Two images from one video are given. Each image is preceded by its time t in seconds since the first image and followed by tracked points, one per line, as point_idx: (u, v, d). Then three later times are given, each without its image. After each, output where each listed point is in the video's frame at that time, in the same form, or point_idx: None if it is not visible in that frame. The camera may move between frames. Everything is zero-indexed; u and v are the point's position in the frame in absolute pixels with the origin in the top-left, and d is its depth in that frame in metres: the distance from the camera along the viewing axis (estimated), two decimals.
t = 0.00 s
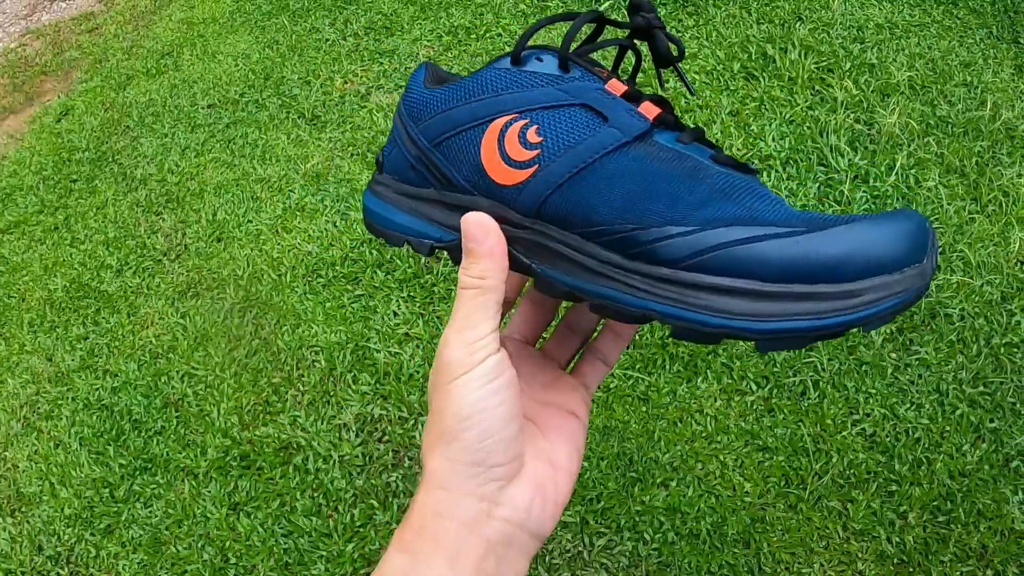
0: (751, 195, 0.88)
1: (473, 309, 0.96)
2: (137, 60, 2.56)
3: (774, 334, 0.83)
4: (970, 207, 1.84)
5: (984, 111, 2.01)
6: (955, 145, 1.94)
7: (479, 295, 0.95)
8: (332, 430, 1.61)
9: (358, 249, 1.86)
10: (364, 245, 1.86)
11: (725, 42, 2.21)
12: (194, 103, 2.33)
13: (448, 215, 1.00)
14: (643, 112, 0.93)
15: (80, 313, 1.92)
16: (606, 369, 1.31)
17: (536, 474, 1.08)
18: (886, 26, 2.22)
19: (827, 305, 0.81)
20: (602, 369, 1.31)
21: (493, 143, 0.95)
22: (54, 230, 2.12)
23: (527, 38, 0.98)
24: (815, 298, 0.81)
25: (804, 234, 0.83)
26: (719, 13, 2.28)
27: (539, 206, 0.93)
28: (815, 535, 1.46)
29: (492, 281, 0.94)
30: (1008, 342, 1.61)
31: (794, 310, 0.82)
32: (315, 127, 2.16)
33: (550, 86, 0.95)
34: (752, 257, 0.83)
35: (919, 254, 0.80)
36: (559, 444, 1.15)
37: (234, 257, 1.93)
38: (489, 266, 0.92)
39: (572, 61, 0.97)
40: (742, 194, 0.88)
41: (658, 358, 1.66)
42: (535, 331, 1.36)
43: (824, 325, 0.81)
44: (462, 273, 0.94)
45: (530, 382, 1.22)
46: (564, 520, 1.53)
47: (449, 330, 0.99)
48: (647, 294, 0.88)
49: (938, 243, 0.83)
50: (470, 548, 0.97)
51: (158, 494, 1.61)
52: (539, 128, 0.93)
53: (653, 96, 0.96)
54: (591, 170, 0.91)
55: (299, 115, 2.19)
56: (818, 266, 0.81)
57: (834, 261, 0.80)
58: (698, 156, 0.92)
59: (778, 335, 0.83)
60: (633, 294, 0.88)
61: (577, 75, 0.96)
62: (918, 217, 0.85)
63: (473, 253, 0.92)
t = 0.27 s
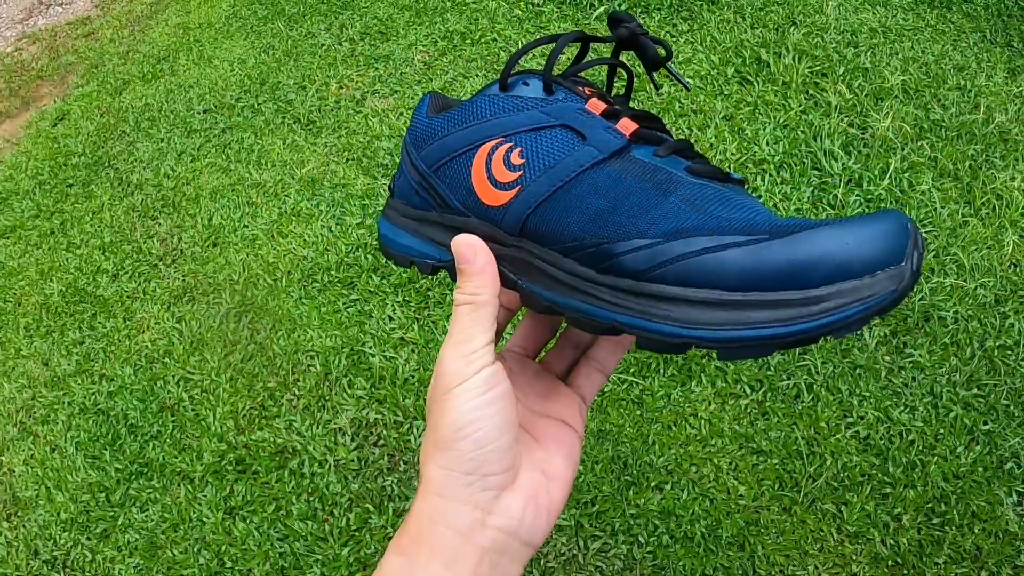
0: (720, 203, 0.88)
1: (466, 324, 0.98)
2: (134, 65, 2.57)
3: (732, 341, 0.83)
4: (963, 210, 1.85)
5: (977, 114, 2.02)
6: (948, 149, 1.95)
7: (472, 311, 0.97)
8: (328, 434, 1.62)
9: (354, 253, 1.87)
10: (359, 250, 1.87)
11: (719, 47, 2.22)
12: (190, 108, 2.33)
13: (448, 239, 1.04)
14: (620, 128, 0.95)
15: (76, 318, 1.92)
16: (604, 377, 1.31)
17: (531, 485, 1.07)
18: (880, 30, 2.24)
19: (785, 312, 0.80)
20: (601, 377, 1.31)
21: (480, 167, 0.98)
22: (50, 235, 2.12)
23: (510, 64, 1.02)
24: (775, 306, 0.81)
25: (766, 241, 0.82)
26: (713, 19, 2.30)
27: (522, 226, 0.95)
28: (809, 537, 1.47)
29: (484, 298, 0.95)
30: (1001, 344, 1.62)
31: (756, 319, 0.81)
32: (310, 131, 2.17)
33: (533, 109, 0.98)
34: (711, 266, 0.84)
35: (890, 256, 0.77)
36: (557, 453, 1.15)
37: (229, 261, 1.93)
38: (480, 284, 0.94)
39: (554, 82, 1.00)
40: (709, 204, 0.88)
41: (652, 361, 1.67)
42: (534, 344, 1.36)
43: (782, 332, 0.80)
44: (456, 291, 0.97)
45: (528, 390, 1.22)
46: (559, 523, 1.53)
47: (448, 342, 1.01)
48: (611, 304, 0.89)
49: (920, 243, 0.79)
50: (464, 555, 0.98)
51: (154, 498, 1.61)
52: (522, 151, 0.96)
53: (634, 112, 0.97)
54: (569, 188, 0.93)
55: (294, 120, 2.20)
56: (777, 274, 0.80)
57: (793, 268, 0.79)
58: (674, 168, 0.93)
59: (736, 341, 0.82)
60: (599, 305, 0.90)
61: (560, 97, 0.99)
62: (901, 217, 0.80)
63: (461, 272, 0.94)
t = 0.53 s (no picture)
0: (675, 216, 0.85)
1: (445, 333, 0.99)
2: (130, 70, 2.57)
3: (670, 368, 0.80)
4: (958, 215, 1.85)
5: (972, 119, 2.03)
6: (943, 154, 1.96)
7: (450, 319, 0.98)
8: (324, 440, 1.61)
9: (350, 259, 1.87)
10: (355, 255, 1.87)
11: (714, 53, 2.22)
12: (186, 113, 2.33)
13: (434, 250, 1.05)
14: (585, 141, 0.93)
15: (72, 323, 1.92)
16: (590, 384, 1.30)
17: (516, 494, 1.06)
18: (874, 36, 2.25)
19: (726, 339, 0.77)
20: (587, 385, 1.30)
21: (455, 182, 0.99)
22: (46, 240, 2.12)
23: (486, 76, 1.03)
24: (717, 332, 0.77)
25: (713, 261, 0.78)
26: (709, 24, 2.30)
27: (487, 241, 0.95)
28: (806, 542, 1.46)
29: (461, 307, 0.96)
30: (996, 349, 1.63)
31: (694, 343, 0.78)
32: (307, 137, 2.17)
33: (504, 123, 0.98)
34: (654, 288, 0.81)
35: (840, 282, 0.72)
36: (540, 460, 1.14)
37: (225, 267, 1.93)
38: (455, 292, 0.95)
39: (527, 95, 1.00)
40: (663, 219, 0.84)
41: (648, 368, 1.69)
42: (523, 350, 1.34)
43: (724, 359, 0.77)
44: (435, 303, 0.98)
45: (512, 397, 1.22)
46: (555, 529, 1.53)
47: (428, 351, 1.02)
48: (558, 323, 0.88)
49: (882, 267, 0.73)
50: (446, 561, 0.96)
51: (150, 504, 1.60)
52: (491, 165, 0.96)
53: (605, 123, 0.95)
54: (529, 202, 0.92)
55: (290, 126, 2.20)
56: (717, 298, 0.77)
57: (736, 291, 0.76)
58: (635, 180, 0.90)
59: (675, 367, 0.80)
60: (547, 324, 0.89)
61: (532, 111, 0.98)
62: (866, 237, 0.75)
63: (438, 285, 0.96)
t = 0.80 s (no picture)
0: (625, 209, 0.85)
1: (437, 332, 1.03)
2: (126, 75, 2.57)
3: (608, 361, 0.81)
4: (953, 221, 1.86)
5: (966, 126, 2.03)
6: (938, 160, 1.97)
7: (443, 317, 1.02)
8: (320, 447, 1.61)
9: (346, 265, 1.87)
10: (352, 262, 1.87)
11: (710, 60, 2.23)
12: (183, 119, 2.33)
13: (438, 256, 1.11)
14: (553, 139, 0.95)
15: (67, 329, 1.91)
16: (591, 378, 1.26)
17: (513, 489, 1.05)
18: (869, 43, 2.26)
19: (669, 331, 0.76)
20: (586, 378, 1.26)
21: (442, 186, 1.04)
22: (42, 245, 2.12)
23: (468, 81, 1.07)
24: (661, 324, 0.77)
25: (656, 254, 0.78)
26: (704, 31, 2.31)
27: (467, 243, 0.99)
28: (802, 548, 1.47)
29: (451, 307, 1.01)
30: (992, 355, 1.63)
31: (625, 337, 0.80)
32: (303, 143, 2.17)
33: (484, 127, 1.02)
34: (601, 283, 0.82)
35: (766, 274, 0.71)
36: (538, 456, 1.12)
37: (222, 273, 1.93)
38: (443, 290, 1.01)
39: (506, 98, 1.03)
40: (612, 212, 0.85)
41: (645, 374, 1.68)
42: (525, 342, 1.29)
43: (668, 350, 0.77)
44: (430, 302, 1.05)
45: (510, 394, 1.20)
46: (552, 536, 1.53)
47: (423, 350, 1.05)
48: (520, 324, 0.91)
49: (830, 250, 0.70)
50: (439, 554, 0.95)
51: (145, 511, 1.60)
52: (469, 169, 1.00)
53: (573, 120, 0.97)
54: (501, 201, 0.94)
55: (287, 132, 2.20)
56: (645, 291, 0.78)
57: (677, 283, 0.76)
58: (595, 174, 0.90)
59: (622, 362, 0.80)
60: (504, 320, 0.93)
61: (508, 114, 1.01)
62: (814, 221, 0.72)
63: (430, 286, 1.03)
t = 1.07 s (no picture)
0: (607, 211, 0.85)
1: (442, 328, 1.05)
2: (122, 78, 2.57)
3: (576, 359, 0.83)
4: (948, 227, 1.86)
5: (961, 132, 2.04)
6: (933, 167, 1.97)
7: (448, 314, 1.05)
8: (315, 451, 1.61)
9: (342, 270, 1.87)
10: (347, 266, 1.87)
11: (706, 66, 2.24)
12: (179, 122, 2.33)
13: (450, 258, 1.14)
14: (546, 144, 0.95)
15: (62, 332, 1.91)
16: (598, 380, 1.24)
17: (514, 483, 1.04)
18: (865, 50, 2.27)
19: (636, 330, 0.77)
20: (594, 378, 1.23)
21: (450, 191, 1.06)
22: (36, 248, 2.11)
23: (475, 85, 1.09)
24: (631, 324, 0.78)
25: (628, 255, 0.79)
26: (700, 37, 2.32)
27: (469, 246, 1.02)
28: (798, 554, 1.47)
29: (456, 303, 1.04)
30: (987, 360, 1.64)
31: (594, 336, 0.81)
32: (299, 147, 2.17)
33: (486, 132, 1.03)
34: (575, 283, 0.83)
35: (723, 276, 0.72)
36: (538, 453, 1.11)
37: (217, 277, 1.93)
38: (448, 289, 1.05)
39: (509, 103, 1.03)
40: (595, 214, 0.86)
41: (640, 380, 1.68)
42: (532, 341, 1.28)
43: (635, 349, 0.78)
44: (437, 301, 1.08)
45: (514, 391, 1.19)
46: (547, 541, 1.52)
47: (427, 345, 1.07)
48: (507, 323, 0.93)
49: (796, 253, 0.70)
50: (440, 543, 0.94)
51: (140, 515, 1.59)
52: (471, 175, 1.01)
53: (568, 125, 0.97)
54: (494, 205, 0.96)
55: (283, 137, 2.20)
56: (612, 292, 0.79)
57: (645, 284, 0.76)
58: (583, 178, 0.90)
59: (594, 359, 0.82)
60: (492, 317, 0.96)
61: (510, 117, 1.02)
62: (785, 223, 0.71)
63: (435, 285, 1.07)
